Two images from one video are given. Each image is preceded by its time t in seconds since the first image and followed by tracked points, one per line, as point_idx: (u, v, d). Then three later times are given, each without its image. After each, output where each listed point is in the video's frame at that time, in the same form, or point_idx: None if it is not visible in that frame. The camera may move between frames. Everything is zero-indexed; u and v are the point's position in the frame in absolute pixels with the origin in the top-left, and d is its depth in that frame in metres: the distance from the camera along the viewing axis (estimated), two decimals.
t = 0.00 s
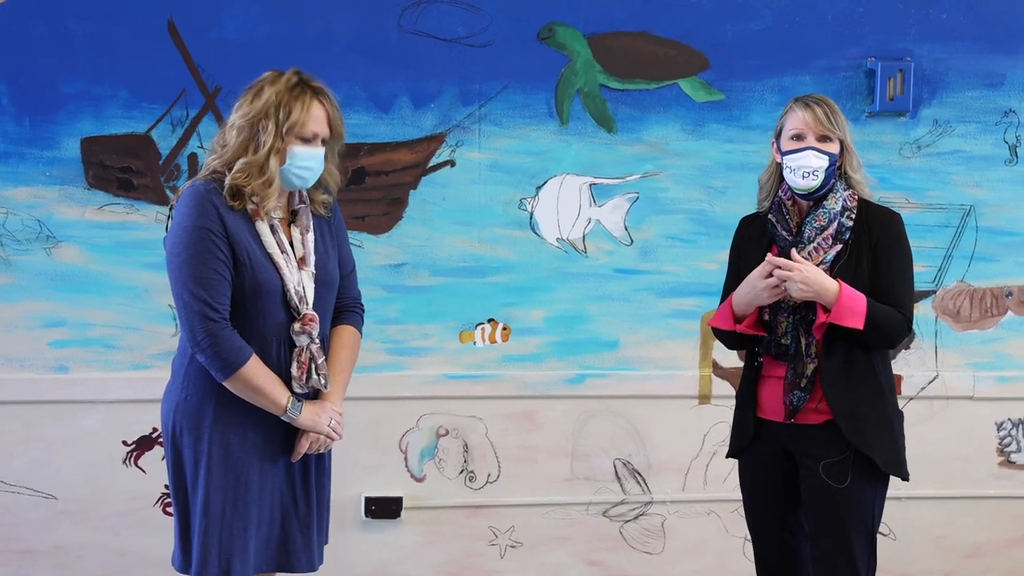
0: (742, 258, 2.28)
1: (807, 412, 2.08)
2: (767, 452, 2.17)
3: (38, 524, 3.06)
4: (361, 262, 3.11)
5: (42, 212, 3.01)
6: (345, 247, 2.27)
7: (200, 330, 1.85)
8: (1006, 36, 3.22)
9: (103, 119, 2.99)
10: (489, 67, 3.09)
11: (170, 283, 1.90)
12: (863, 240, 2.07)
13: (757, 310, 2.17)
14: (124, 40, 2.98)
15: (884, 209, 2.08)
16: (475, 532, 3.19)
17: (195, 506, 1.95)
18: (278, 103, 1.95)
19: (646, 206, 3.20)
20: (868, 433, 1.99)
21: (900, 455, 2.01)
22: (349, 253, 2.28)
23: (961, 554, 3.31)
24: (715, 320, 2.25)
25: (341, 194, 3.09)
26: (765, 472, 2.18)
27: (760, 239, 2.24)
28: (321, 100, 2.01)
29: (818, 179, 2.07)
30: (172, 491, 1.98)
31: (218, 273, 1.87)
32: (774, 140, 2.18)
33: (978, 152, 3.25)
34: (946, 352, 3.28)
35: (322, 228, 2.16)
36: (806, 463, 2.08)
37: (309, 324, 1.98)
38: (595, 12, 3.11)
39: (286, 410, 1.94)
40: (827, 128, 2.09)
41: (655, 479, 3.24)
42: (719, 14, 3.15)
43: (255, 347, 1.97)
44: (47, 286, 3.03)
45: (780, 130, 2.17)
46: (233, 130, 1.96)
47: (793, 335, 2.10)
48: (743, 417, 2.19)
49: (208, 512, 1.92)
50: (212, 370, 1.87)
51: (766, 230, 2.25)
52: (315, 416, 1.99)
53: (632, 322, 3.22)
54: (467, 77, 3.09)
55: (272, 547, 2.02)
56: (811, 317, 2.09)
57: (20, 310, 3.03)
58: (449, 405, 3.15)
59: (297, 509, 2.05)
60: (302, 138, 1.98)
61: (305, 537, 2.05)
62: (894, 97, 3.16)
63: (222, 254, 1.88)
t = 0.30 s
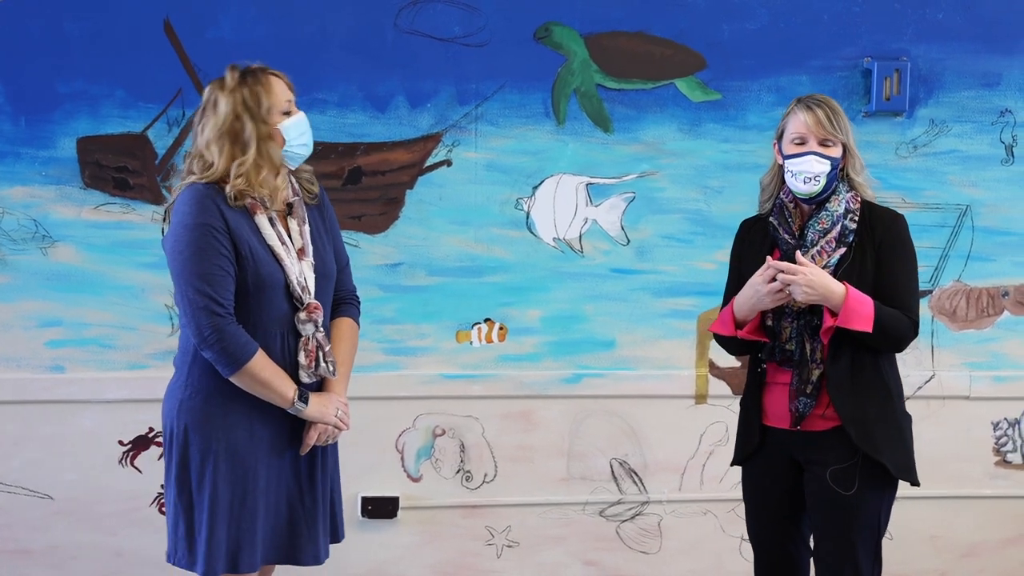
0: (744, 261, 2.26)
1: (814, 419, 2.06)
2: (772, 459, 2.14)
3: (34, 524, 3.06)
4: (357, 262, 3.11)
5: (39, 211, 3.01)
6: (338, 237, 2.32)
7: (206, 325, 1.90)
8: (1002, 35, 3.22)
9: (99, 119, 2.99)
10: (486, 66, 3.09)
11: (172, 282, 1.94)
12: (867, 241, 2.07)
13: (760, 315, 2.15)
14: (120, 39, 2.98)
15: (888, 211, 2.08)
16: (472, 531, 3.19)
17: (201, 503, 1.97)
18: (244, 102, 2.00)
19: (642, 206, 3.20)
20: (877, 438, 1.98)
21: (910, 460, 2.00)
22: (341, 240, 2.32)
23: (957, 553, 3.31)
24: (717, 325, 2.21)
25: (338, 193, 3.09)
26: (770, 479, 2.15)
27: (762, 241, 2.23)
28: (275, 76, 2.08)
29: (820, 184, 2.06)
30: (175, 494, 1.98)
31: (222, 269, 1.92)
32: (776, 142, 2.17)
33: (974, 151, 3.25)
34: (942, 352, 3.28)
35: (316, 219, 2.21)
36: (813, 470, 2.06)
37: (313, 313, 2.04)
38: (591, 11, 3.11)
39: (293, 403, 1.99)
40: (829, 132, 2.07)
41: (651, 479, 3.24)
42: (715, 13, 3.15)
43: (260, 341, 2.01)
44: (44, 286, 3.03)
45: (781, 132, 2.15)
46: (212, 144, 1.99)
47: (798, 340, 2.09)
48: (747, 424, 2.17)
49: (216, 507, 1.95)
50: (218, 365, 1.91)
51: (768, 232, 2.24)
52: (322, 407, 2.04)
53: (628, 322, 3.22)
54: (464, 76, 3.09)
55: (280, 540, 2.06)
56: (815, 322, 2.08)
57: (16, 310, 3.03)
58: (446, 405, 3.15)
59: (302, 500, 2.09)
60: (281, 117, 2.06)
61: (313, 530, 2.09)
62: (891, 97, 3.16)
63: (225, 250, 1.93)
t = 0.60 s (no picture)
0: (746, 265, 2.24)
1: (818, 424, 2.05)
2: (776, 463, 2.12)
3: (29, 524, 3.06)
4: (353, 262, 3.11)
5: (34, 211, 3.00)
6: (335, 233, 2.33)
7: (207, 319, 1.90)
8: (998, 36, 3.22)
9: (94, 119, 2.99)
10: (482, 66, 3.09)
11: (172, 276, 1.95)
12: (870, 243, 2.06)
13: (764, 321, 2.14)
14: (115, 39, 2.97)
15: (892, 212, 2.07)
16: (468, 531, 3.19)
17: (204, 498, 1.97)
18: (221, 102, 2.03)
19: (638, 206, 3.20)
20: (883, 444, 1.97)
21: (916, 466, 1.98)
22: (337, 237, 2.33)
23: (953, 553, 3.31)
24: (720, 330, 2.19)
25: (333, 194, 3.08)
26: (773, 483, 2.13)
27: (764, 244, 2.22)
28: (258, 75, 2.10)
29: (822, 188, 2.06)
30: (177, 488, 1.99)
31: (223, 262, 1.92)
32: (777, 143, 2.16)
33: (970, 151, 3.25)
34: (938, 352, 3.29)
35: (312, 215, 2.22)
36: (818, 475, 2.05)
37: (312, 305, 2.05)
38: (588, 11, 3.11)
39: (293, 397, 2.00)
40: (831, 133, 2.07)
41: (647, 479, 3.24)
42: (711, 13, 3.15)
43: (259, 334, 2.02)
44: (39, 286, 3.02)
45: (782, 133, 2.15)
46: (192, 146, 2.03)
47: (802, 345, 2.07)
48: (751, 428, 2.15)
49: (219, 503, 1.96)
50: (220, 358, 1.91)
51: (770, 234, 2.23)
52: (322, 400, 2.05)
53: (624, 322, 3.22)
54: (460, 76, 3.09)
55: (285, 535, 2.06)
56: (819, 326, 2.08)
57: (11, 310, 3.02)
58: (442, 405, 3.15)
59: (307, 494, 2.09)
60: (266, 116, 2.07)
61: (318, 524, 2.09)
62: (886, 97, 3.16)
63: (225, 244, 1.94)
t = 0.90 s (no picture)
0: (748, 266, 2.24)
1: (822, 427, 2.05)
2: (778, 466, 2.12)
3: (25, 525, 3.05)
4: (349, 261, 3.11)
5: (30, 211, 3.00)
6: (334, 235, 2.33)
7: (200, 312, 1.90)
8: (993, 36, 3.22)
9: (90, 118, 2.98)
10: (479, 66, 3.09)
11: (167, 271, 1.95)
12: (875, 244, 2.06)
13: (767, 321, 2.12)
14: (111, 39, 2.97)
15: (897, 213, 2.08)
16: (464, 531, 3.19)
17: (197, 494, 1.97)
18: (221, 100, 2.03)
19: (635, 206, 3.20)
20: (887, 447, 1.97)
21: (919, 469, 1.98)
22: (337, 239, 2.33)
23: (950, 552, 3.32)
24: (723, 332, 2.18)
25: (330, 193, 3.08)
26: (775, 486, 2.13)
27: (767, 244, 2.22)
28: (261, 77, 2.10)
29: (825, 190, 2.05)
30: (171, 484, 2.00)
31: (216, 256, 1.93)
32: (779, 144, 2.16)
33: (966, 151, 3.26)
34: (934, 352, 3.29)
35: (309, 215, 2.22)
36: (820, 478, 2.05)
37: (306, 301, 2.04)
38: (584, 11, 3.11)
39: (285, 392, 1.99)
40: (833, 134, 2.06)
41: (643, 478, 3.25)
42: (707, 13, 3.15)
43: (253, 330, 2.01)
44: (35, 285, 3.02)
45: (784, 134, 2.15)
46: (191, 141, 2.04)
47: (806, 347, 2.06)
48: (753, 431, 2.15)
49: (212, 499, 1.96)
50: (212, 353, 1.91)
51: (773, 235, 2.22)
52: (315, 396, 2.05)
53: (621, 321, 3.22)
54: (457, 76, 3.09)
55: (278, 533, 2.06)
56: (823, 328, 2.06)
57: (7, 310, 3.02)
58: (438, 405, 3.15)
59: (301, 492, 2.08)
60: (267, 117, 2.07)
61: (312, 523, 2.09)
62: (883, 97, 3.17)
63: (218, 238, 1.94)
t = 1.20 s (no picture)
0: (750, 267, 2.23)
1: (825, 429, 2.04)
2: (780, 467, 2.12)
3: (24, 524, 3.05)
4: (348, 261, 3.10)
5: (28, 210, 2.99)
6: (327, 235, 2.33)
7: (196, 312, 1.90)
8: (992, 35, 3.23)
9: (88, 118, 2.98)
10: (477, 65, 3.09)
11: (163, 272, 1.95)
12: (878, 245, 2.06)
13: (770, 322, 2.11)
14: (110, 39, 2.97)
15: (900, 214, 2.08)
16: (463, 531, 3.19)
17: (199, 494, 1.97)
18: (217, 100, 2.03)
19: (633, 205, 3.20)
20: (890, 448, 1.97)
21: (922, 470, 1.98)
22: (330, 239, 2.33)
23: (949, 552, 3.32)
24: (726, 332, 2.18)
25: (328, 193, 3.08)
26: (777, 487, 2.13)
27: (770, 245, 2.20)
28: (259, 78, 2.10)
29: (828, 187, 2.05)
30: (172, 485, 2.00)
31: (211, 256, 1.93)
32: (782, 143, 2.16)
33: (965, 151, 3.26)
34: (933, 351, 3.29)
35: (303, 215, 2.22)
36: (823, 480, 2.05)
37: (302, 298, 2.04)
38: (583, 10, 3.11)
39: (285, 389, 1.99)
40: (837, 133, 2.07)
41: (643, 478, 3.25)
42: (706, 13, 3.15)
43: (250, 329, 2.01)
44: (33, 285, 3.01)
45: (787, 133, 2.15)
46: (185, 139, 2.04)
47: (810, 348, 2.06)
48: (756, 433, 2.15)
49: (214, 498, 1.95)
50: (209, 352, 1.91)
51: (775, 235, 2.21)
52: (315, 393, 2.04)
53: (620, 321, 3.22)
54: (455, 76, 3.09)
55: (279, 532, 2.06)
56: (827, 329, 2.05)
57: (5, 309, 3.01)
58: (437, 405, 3.15)
59: (300, 490, 2.09)
60: (262, 119, 2.07)
61: (312, 521, 2.08)
62: (881, 96, 3.17)
63: (213, 238, 1.94)
